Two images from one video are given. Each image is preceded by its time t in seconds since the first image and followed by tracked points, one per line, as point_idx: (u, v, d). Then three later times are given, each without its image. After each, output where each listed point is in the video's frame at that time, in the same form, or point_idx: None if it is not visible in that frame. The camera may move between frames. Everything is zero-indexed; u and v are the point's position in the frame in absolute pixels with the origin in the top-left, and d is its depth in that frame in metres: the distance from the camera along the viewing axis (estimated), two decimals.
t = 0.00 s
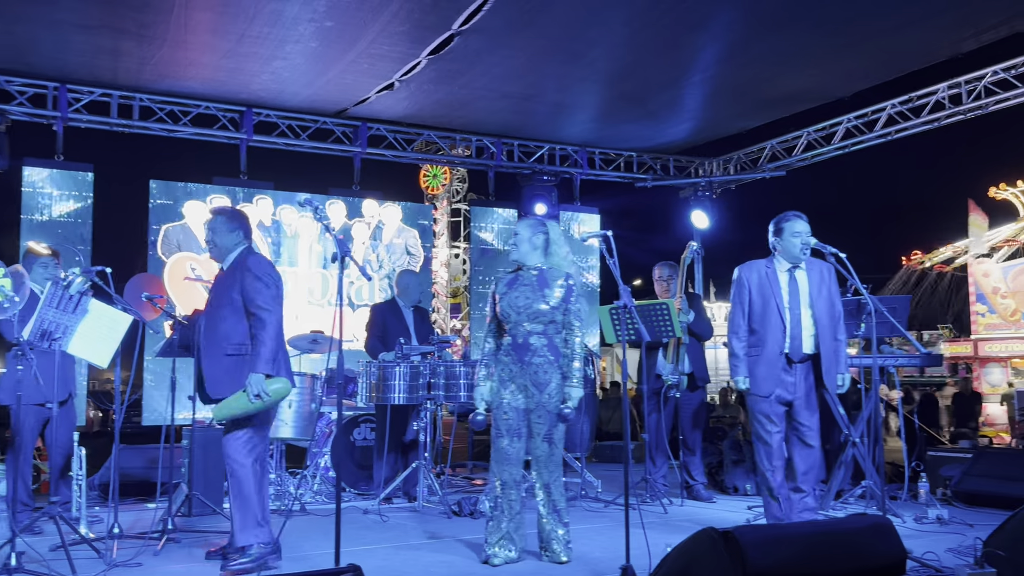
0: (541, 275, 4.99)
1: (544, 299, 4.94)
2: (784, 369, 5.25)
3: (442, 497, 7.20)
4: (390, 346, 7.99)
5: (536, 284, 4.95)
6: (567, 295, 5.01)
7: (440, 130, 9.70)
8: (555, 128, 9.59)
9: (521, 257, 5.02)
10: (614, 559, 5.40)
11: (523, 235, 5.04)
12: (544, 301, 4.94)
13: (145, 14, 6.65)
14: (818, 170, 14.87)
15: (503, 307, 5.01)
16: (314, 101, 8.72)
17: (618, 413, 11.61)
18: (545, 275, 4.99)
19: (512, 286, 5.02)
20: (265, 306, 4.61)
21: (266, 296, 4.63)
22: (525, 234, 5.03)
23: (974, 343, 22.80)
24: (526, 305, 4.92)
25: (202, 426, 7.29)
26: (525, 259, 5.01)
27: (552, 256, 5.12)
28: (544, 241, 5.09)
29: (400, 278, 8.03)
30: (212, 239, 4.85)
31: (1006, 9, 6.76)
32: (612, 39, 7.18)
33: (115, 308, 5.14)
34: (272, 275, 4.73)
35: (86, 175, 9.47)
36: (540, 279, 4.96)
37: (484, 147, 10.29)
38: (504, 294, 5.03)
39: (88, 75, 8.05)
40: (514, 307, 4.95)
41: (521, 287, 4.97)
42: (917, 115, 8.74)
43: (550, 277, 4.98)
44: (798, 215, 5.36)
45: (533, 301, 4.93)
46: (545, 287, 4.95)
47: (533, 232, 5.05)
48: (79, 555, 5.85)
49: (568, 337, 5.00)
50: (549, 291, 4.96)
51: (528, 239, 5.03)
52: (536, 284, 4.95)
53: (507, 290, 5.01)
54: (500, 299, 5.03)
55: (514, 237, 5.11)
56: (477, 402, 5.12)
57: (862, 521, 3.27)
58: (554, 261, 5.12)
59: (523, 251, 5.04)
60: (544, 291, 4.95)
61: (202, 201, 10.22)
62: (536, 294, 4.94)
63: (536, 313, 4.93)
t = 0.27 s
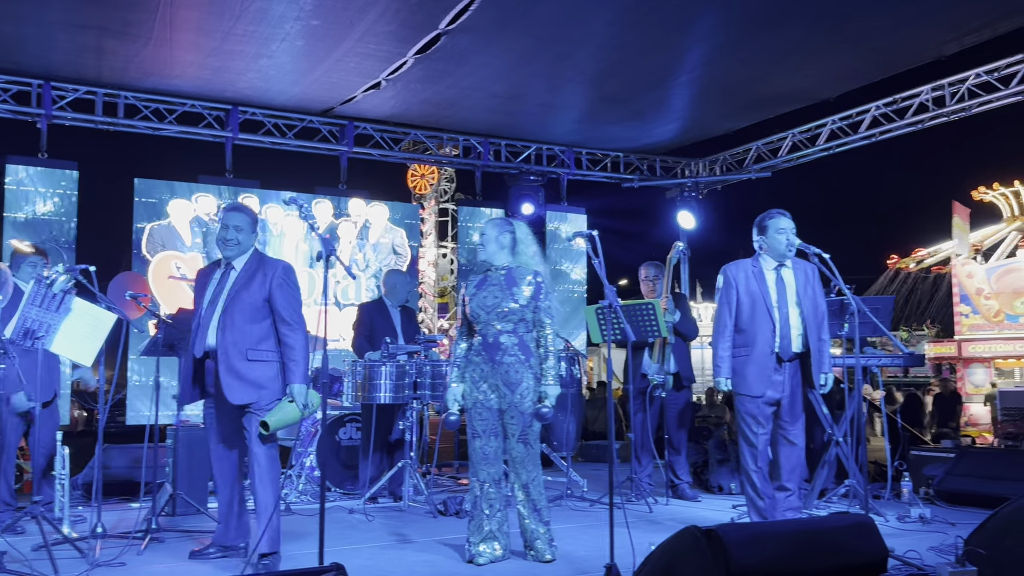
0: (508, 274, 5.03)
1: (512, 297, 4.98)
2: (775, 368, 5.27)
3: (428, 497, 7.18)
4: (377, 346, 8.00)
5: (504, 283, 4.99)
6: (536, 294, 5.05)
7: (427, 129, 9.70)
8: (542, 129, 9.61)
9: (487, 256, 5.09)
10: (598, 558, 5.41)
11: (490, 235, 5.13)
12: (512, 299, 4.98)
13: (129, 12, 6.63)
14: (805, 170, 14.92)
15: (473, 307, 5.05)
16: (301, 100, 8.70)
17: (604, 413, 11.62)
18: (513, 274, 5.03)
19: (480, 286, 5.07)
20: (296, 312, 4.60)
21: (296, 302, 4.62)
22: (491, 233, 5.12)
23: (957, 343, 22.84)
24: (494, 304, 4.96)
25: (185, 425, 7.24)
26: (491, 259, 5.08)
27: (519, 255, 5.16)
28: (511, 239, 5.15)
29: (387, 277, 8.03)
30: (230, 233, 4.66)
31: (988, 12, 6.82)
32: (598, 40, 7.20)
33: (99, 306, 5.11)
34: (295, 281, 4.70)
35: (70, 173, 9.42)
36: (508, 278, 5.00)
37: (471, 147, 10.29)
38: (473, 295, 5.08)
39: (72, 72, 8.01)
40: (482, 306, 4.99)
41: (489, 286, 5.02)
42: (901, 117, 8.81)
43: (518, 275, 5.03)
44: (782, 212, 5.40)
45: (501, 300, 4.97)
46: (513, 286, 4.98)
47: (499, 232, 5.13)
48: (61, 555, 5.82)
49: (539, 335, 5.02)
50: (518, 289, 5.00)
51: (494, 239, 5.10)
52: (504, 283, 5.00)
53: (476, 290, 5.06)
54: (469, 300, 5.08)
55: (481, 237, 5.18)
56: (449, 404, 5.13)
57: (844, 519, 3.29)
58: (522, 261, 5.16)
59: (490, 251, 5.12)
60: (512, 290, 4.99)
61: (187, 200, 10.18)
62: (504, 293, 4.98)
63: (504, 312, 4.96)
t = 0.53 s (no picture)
0: (480, 275, 5.05)
1: (485, 297, 4.99)
2: (764, 367, 5.28)
3: (411, 497, 7.17)
4: (361, 346, 7.98)
5: (476, 284, 5.01)
6: (508, 293, 5.07)
7: (412, 129, 9.69)
8: (527, 129, 9.61)
9: (458, 257, 5.11)
10: (581, 558, 5.42)
11: (462, 236, 5.12)
12: (484, 298, 4.99)
13: (111, 9, 6.58)
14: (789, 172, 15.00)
15: (445, 309, 5.07)
16: (285, 99, 8.67)
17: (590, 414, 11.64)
18: (484, 275, 5.05)
19: (452, 288, 5.09)
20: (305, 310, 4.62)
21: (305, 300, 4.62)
22: (462, 233, 5.12)
23: (940, 344, 23.01)
24: (467, 304, 4.97)
25: (167, 425, 7.21)
26: (463, 260, 5.10)
27: (489, 256, 5.19)
28: (481, 240, 5.17)
29: (372, 277, 8.02)
30: (240, 223, 4.48)
31: (969, 16, 6.87)
32: (583, 41, 7.21)
33: (79, 306, 5.09)
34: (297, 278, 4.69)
35: (52, 171, 9.36)
36: (480, 278, 5.02)
37: (456, 147, 10.29)
38: (445, 296, 5.10)
39: (54, 70, 7.95)
40: (455, 308, 5.01)
41: (461, 288, 5.04)
42: (884, 120, 8.86)
43: (489, 275, 5.05)
44: (762, 212, 5.46)
45: (474, 300, 4.99)
46: (486, 286, 5.00)
47: (471, 233, 5.13)
48: (41, 556, 5.79)
49: (511, 334, 5.04)
50: (490, 289, 5.01)
51: (467, 240, 5.11)
52: (476, 284, 5.02)
53: (448, 292, 5.08)
54: (442, 302, 5.09)
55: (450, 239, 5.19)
56: (422, 407, 5.16)
57: (826, 519, 3.30)
58: (492, 261, 5.19)
59: (463, 252, 5.12)
60: (485, 290, 5.00)
61: (170, 199, 10.12)
62: (477, 293, 5.00)
63: (478, 312, 4.97)
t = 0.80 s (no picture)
0: (462, 274, 5.07)
1: (470, 296, 5.02)
2: (753, 366, 5.30)
3: (396, 497, 7.15)
4: (346, 345, 7.95)
5: (460, 283, 5.03)
6: (490, 291, 5.13)
7: (398, 128, 9.67)
8: (513, 129, 9.60)
9: (439, 255, 5.08)
10: (565, 558, 5.42)
11: (447, 237, 5.12)
12: (468, 297, 5.02)
13: (94, 6, 6.54)
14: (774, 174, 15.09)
15: (429, 309, 5.04)
16: (270, 97, 8.63)
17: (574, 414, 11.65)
18: (466, 274, 5.08)
19: (434, 288, 5.05)
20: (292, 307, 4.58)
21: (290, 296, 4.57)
22: (446, 232, 5.09)
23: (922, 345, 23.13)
24: (453, 303, 4.97)
25: (149, 425, 7.15)
26: (445, 259, 5.08)
27: (467, 256, 5.23)
28: (461, 239, 5.17)
29: (357, 276, 7.99)
30: (234, 217, 4.31)
31: (953, 18, 6.92)
32: (569, 40, 7.21)
33: (61, 304, 5.03)
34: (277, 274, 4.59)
35: (33, 168, 9.28)
36: (463, 278, 5.04)
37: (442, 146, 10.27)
38: (427, 297, 5.06)
39: (36, 67, 7.88)
40: (440, 308, 4.98)
41: (445, 287, 5.01)
42: (869, 121, 8.91)
43: (472, 275, 5.08)
44: (747, 211, 5.54)
45: (459, 299, 5.00)
46: (469, 285, 5.03)
47: (456, 232, 5.15)
48: (22, 556, 5.74)
49: (493, 331, 5.12)
50: (474, 288, 5.05)
51: (449, 241, 5.09)
52: (459, 283, 5.03)
53: (431, 292, 5.05)
54: (424, 302, 5.06)
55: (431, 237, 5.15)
56: (402, 410, 5.14)
57: (810, 518, 3.30)
58: (471, 262, 5.24)
59: (446, 252, 5.12)
60: (469, 289, 5.03)
61: (153, 197, 10.06)
62: (461, 292, 5.02)
63: (463, 311, 5.00)
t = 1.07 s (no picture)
0: (449, 275, 5.17)
1: (460, 297, 5.13)
2: (740, 366, 5.33)
3: (383, 497, 7.14)
4: (333, 345, 7.92)
5: (449, 285, 5.13)
6: (477, 292, 5.26)
7: (386, 128, 9.65)
8: (501, 129, 9.60)
9: (427, 256, 5.15)
10: (553, 558, 5.43)
11: (433, 238, 5.16)
12: (459, 298, 5.13)
13: (80, 3, 6.50)
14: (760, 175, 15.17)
15: (420, 311, 5.07)
16: (257, 96, 8.60)
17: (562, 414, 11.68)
18: (453, 275, 5.19)
19: (423, 290, 5.11)
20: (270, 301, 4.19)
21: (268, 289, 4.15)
22: (435, 233, 5.16)
23: (907, 346, 23.29)
24: (446, 304, 5.07)
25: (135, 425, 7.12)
26: (433, 260, 5.14)
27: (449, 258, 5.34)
28: (446, 240, 5.26)
29: (345, 276, 7.98)
30: (213, 205, 3.87)
31: (939, 21, 6.97)
32: (558, 41, 7.22)
33: (46, 303, 5.01)
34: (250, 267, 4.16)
35: (18, 167, 9.22)
36: (451, 278, 5.15)
37: (430, 146, 10.26)
38: (416, 298, 5.09)
39: (22, 64, 7.83)
40: (433, 310, 5.05)
41: (434, 289, 5.10)
42: (855, 123, 8.96)
43: (459, 276, 5.20)
44: (736, 212, 5.55)
45: (451, 301, 5.10)
46: (458, 286, 5.15)
47: (442, 234, 5.19)
48: (7, 557, 5.71)
49: (479, 330, 5.24)
50: (462, 288, 5.17)
51: (435, 243, 5.15)
52: (448, 284, 5.13)
53: (420, 294, 5.09)
54: (414, 303, 5.09)
55: (417, 239, 5.22)
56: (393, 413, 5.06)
57: (797, 518, 3.31)
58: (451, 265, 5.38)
59: (434, 254, 5.15)
60: (458, 290, 5.15)
61: (140, 196, 10.02)
62: (452, 293, 5.12)
63: (455, 312, 5.10)
